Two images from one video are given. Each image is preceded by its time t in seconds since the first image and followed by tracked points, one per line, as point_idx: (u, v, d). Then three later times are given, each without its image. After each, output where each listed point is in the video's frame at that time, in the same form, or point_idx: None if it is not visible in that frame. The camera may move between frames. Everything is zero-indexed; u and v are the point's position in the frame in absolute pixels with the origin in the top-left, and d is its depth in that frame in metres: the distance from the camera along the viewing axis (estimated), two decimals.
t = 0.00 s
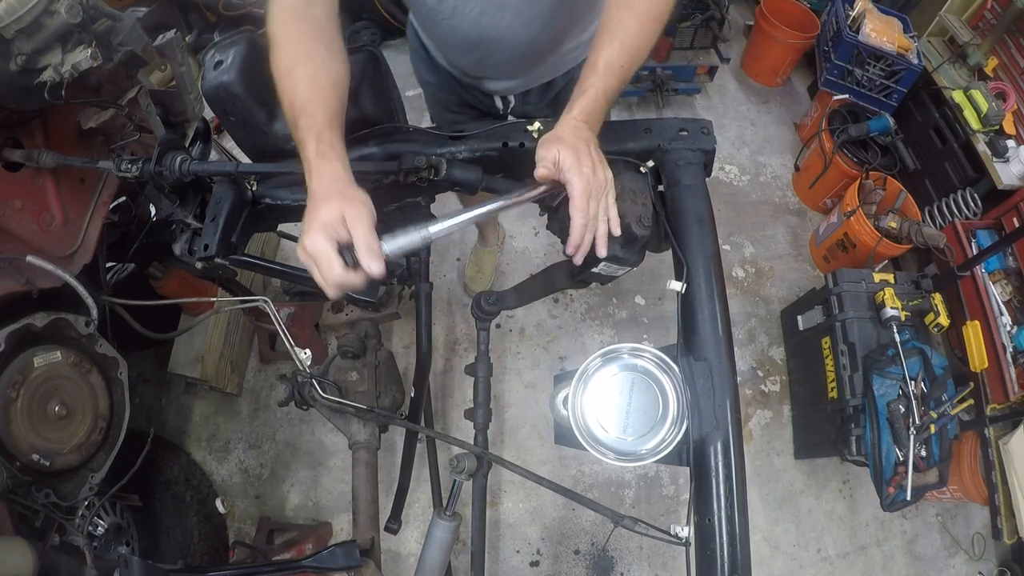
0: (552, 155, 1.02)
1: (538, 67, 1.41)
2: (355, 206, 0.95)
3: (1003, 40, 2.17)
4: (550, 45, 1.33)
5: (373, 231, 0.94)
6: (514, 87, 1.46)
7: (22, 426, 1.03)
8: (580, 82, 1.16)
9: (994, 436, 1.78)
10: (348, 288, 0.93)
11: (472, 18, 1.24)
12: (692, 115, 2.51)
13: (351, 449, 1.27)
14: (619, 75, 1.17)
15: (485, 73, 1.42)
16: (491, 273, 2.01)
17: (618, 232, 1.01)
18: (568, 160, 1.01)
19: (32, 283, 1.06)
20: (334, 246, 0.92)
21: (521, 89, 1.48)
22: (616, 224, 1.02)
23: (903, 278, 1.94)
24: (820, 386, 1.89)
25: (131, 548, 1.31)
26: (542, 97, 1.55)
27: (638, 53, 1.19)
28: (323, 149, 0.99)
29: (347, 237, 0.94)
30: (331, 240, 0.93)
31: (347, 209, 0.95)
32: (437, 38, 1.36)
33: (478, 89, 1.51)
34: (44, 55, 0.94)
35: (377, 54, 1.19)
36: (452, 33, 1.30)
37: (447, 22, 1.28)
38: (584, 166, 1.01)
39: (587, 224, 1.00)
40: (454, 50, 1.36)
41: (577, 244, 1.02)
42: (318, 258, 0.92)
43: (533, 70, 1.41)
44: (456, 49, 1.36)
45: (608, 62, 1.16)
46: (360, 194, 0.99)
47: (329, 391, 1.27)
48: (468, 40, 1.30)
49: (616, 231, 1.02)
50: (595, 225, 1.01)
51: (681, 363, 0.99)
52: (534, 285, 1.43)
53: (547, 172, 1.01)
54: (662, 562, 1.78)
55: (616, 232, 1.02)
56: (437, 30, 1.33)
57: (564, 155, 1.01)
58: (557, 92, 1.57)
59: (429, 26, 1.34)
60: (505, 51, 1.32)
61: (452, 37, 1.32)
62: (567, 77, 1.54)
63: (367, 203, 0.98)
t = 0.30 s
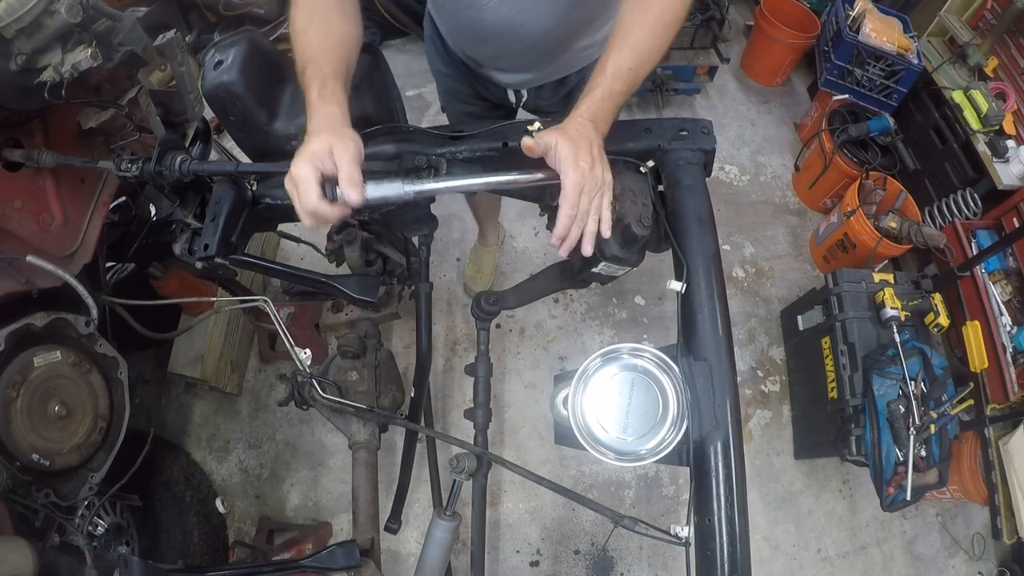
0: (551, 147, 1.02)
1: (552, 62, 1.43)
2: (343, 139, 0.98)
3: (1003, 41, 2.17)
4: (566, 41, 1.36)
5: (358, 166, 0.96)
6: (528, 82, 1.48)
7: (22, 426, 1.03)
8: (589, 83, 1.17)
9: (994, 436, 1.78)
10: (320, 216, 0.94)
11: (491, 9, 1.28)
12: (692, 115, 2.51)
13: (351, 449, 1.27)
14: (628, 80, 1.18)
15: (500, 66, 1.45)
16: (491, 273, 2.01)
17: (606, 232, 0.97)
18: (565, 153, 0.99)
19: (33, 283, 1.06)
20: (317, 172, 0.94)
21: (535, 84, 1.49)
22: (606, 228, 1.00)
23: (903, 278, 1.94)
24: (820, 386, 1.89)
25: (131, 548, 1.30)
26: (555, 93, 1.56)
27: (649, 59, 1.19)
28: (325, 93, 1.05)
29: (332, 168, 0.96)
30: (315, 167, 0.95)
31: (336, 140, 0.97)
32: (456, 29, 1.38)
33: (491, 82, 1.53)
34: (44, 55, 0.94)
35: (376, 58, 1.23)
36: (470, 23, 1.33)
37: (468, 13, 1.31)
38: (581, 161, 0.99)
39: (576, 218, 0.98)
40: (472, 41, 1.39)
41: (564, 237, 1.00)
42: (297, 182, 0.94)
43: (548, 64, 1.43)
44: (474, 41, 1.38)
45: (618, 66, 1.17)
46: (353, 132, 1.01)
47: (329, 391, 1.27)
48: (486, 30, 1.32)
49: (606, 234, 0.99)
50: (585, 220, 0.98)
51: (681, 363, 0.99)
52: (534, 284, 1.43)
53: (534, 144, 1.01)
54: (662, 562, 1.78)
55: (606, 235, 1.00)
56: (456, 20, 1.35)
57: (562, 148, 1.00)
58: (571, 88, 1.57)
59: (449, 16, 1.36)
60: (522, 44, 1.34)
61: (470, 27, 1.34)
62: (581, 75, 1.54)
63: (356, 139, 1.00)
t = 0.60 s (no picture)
0: (551, 141, 1.02)
1: (558, 62, 1.43)
2: (345, 87, 1.06)
3: (1003, 41, 2.17)
4: (572, 41, 1.35)
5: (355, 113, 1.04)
6: (533, 80, 1.47)
7: (22, 426, 1.03)
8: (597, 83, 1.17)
9: (994, 436, 1.78)
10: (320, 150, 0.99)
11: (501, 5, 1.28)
12: (692, 115, 2.51)
13: (351, 449, 1.27)
14: (635, 83, 1.18)
15: (505, 63, 1.45)
16: (491, 273, 2.01)
17: (596, 233, 0.99)
18: (565, 150, 1.00)
19: (32, 283, 1.06)
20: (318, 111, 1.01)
21: (539, 84, 1.49)
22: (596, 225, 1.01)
23: (903, 278, 1.93)
24: (820, 386, 1.89)
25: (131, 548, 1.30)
26: (560, 93, 1.56)
27: (657, 63, 1.20)
28: (331, 48, 1.15)
29: (333, 111, 1.04)
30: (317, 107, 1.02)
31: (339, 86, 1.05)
32: (462, 22, 1.38)
33: (495, 78, 1.53)
34: (44, 55, 0.94)
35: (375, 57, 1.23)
36: (478, 18, 1.34)
37: (477, 8, 1.32)
38: (579, 158, 1.01)
39: (569, 213, 1.00)
40: (479, 36, 1.39)
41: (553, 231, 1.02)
42: (300, 120, 1.00)
43: (553, 64, 1.43)
44: (481, 35, 1.38)
45: (625, 68, 1.17)
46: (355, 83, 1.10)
47: (329, 391, 1.27)
48: (493, 24, 1.33)
49: (594, 233, 1.01)
50: (577, 217, 1.01)
51: (681, 363, 0.99)
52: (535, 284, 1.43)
53: (533, 132, 1.00)
54: (662, 562, 1.78)
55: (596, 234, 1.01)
56: (463, 14, 1.35)
57: (563, 144, 1.01)
58: (576, 88, 1.57)
59: (457, 10, 1.37)
60: (528, 39, 1.34)
61: (477, 21, 1.35)
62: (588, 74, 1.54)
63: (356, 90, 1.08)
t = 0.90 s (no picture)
0: (551, 134, 1.03)
1: (562, 63, 1.42)
2: (359, 52, 1.17)
3: (1003, 41, 2.17)
4: (577, 41, 1.35)
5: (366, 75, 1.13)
6: (536, 80, 1.47)
7: (22, 426, 1.03)
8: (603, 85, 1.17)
9: (994, 436, 1.78)
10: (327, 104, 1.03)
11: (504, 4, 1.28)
12: (692, 115, 2.51)
13: (351, 449, 1.27)
14: (640, 87, 1.17)
15: (508, 62, 1.44)
16: (491, 273, 2.01)
17: (587, 228, 0.99)
18: (565, 145, 1.01)
19: (33, 283, 1.06)
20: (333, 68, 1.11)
21: (542, 84, 1.49)
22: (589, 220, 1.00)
23: (903, 278, 1.93)
24: (820, 386, 1.89)
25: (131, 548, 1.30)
26: (563, 93, 1.56)
27: (663, 67, 1.19)
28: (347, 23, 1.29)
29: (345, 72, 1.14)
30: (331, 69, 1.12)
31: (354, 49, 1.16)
32: (467, 20, 1.38)
33: (499, 79, 1.53)
34: (44, 55, 0.94)
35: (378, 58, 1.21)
36: (482, 16, 1.34)
37: (481, 6, 1.32)
38: (578, 153, 1.02)
39: (561, 204, 1.00)
40: (482, 33, 1.39)
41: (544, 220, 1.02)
42: (313, 75, 1.08)
43: (557, 65, 1.43)
44: (484, 32, 1.38)
45: (630, 72, 1.17)
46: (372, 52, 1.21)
47: (329, 391, 1.27)
48: (498, 22, 1.32)
49: (585, 229, 1.01)
50: (569, 209, 1.01)
51: (681, 363, 0.99)
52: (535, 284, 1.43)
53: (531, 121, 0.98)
54: (662, 562, 1.78)
55: (587, 230, 1.00)
56: (468, 11, 1.35)
57: (563, 139, 1.02)
58: (580, 90, 1.57)
59: (462, 8, 1.36)
60: (533, 38, 1.34)
61: (481, 19, 1.34)
62: (590, 76, 1.54)
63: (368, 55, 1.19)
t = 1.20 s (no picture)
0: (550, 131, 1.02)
1: (565, 64, 1.41)
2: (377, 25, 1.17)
3: (1003, 41, 2.17)
4: (580, 42, 1.34)
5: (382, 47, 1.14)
6: (538, 81, 1.46)
7: (22, 426, 1.03)
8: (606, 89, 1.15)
9: (994, 436, 1.78)
10: (338, 75, 1.04)
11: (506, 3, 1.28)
12: (692, 116, 2.51)
13: (351, 449, 1.27)
14: (645, 91, 1.14)
15: (509, 63, 1.44)
16: (491, 273, 2.01)
17: (579, 225, 0.99)
18: (564, 142, 1.01)
19: (32, 283, 1.06)
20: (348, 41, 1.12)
21: (544, 84, 1.48)
22: (581, 220, 1.01)
23: (903, 278, 1.93)
24: (819, 387, 1.89)
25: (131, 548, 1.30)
26: (565, 94, 1.56)
27: (668, 72, 1.15)
28: None
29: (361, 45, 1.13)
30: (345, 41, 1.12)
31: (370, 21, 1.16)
32: (469, 18, 1.38)
33: (502, 78, 1.52)
34: (44, 55, 0.94)
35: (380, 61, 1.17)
36: (483, 15, 1.34)
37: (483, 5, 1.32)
38: (578, 150, 1.01)
39: (555, 199, 1.00)
40: (484, 33, 1.39)
41: (538, 213, 1.01)
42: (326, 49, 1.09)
43: (560, 66, 1.42)
44: (485, 31, 1.38)
45: (635, 76, 1.14)
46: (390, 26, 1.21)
47: (330, 391, 1.27)
48: (502, 19, 1.31)
49: (577, 228, 1.01)
50: (564, 205, 1.00)
51: (681, 363, 0.99)
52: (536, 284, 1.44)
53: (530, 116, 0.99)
54: (662, 562, 1.78)
55: (579, 228, 1.01)
56: (470, 10, 1.35)
57: (563, 136, 1.01)
58: (582, 91, 1.57)
59: (466, 6, 1.36)
60: (536, 38, 1.33)
61: (486, 16, 1.33)
62: (592, 77, 1.54)
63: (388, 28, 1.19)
